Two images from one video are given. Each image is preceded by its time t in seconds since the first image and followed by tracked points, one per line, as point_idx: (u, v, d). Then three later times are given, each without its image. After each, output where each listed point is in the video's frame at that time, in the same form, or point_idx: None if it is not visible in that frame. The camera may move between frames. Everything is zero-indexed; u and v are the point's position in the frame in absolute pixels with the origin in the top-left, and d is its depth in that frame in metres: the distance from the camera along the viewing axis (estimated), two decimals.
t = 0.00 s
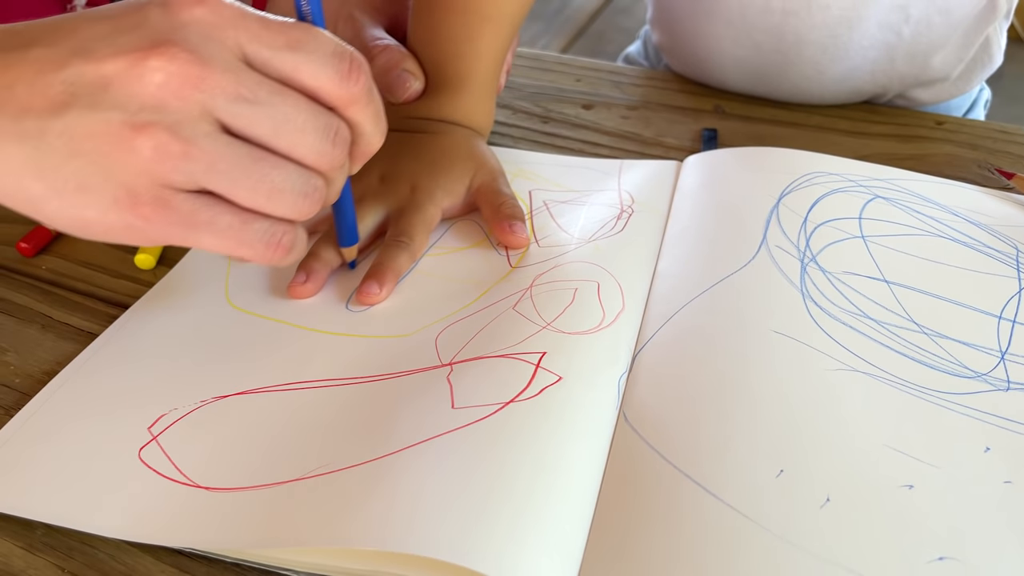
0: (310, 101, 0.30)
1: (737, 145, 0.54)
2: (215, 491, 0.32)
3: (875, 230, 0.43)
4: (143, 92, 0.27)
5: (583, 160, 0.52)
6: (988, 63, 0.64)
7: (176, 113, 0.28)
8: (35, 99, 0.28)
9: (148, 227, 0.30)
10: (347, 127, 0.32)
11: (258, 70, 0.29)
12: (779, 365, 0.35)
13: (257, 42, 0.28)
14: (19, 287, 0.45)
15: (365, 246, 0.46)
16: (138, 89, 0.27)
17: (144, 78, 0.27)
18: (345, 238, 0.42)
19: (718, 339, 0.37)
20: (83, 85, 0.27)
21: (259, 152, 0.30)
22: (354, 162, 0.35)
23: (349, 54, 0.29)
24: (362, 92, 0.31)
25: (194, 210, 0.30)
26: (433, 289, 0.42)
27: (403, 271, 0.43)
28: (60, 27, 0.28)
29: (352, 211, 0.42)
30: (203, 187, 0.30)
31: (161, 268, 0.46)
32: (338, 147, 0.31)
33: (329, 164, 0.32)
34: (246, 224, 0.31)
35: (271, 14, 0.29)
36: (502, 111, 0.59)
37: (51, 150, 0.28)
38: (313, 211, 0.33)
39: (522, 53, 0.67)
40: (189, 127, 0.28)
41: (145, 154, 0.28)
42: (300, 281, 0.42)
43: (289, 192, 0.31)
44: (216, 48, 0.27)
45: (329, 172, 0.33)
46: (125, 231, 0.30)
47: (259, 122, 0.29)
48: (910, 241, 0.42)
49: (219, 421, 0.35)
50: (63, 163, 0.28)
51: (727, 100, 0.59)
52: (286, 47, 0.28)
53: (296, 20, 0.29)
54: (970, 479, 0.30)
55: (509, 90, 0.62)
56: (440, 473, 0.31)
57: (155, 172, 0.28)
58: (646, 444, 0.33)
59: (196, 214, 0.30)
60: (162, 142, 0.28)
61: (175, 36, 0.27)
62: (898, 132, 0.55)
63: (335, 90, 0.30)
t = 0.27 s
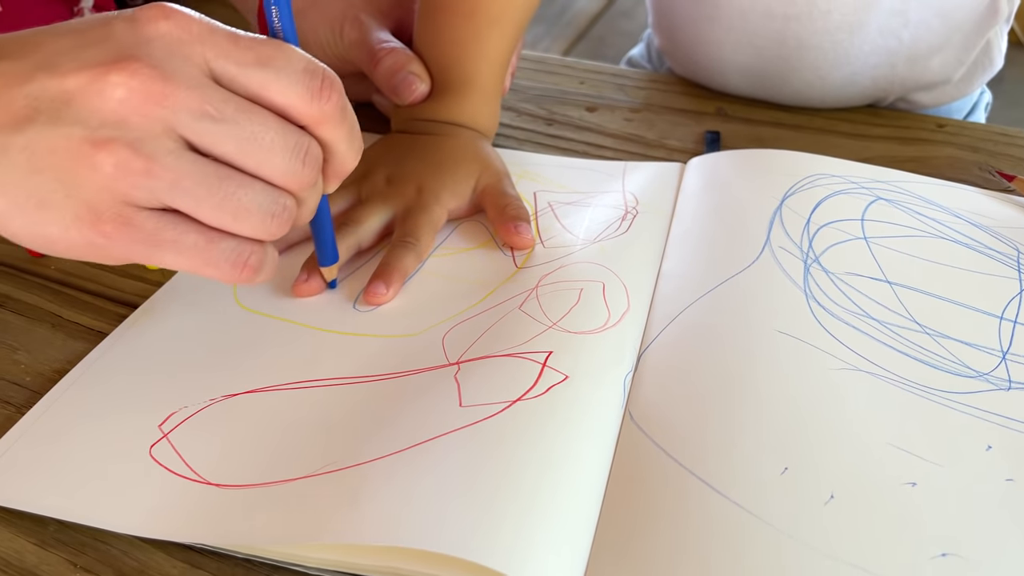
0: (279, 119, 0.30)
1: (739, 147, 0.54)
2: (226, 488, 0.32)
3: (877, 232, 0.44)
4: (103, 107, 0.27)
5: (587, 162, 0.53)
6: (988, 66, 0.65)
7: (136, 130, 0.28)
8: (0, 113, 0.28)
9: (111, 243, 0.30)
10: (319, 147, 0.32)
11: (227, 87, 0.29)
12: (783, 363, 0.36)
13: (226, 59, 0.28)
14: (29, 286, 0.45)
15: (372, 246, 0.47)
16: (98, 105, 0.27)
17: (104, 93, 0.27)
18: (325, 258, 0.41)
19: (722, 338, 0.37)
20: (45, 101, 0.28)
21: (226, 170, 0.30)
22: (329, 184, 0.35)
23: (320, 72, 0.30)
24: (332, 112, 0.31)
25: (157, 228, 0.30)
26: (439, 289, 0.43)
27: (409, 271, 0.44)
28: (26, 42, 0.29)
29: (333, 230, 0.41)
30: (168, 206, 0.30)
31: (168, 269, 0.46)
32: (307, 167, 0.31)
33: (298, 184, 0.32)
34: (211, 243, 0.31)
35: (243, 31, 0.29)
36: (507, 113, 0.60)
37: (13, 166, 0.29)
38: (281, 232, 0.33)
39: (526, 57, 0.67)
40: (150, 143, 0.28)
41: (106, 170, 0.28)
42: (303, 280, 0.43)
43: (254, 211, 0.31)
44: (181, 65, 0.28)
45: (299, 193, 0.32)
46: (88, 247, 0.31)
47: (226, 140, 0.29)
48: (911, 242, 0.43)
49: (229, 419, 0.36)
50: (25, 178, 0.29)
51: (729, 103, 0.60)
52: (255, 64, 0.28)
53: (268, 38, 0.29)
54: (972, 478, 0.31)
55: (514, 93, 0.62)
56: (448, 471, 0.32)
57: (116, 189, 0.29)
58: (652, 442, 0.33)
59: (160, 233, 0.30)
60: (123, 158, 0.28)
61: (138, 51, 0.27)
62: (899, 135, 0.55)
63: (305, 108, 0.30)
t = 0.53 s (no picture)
0: (258, 130, 0.30)
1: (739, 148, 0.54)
2: (227, 485, 0.33)
3: (875, 232, 0.44)
4: (74, 116, 0.27)
5: (587, 162, 0.53)
6: (986, 66, 0.66)
7: (108, 140, 0.28)
8: None
9: (83, 253, 0.31)
10: (298, 158, 0.32)
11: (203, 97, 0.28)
12: (781, 362, 0.36)
13: (202, 69, 0.28)
14: (32, 286, 0.45)
15: (373, 246, 0.47)
16: (70, 113, 0.27)
17: (76, 102, 0.27)
18: (308, 270, 0.41)
19: (721, 337, 0.37)
20: (19, 110, 0.28)
21: (201, 182, 0.30)
22: (308, 195, 0.35)
23: (300, 83, 0.29)
24: (312, 123, 0.30)
25: (129, 240, 0.30)
26: (439, 288, 0.43)
27: (410, 271, 0.44)
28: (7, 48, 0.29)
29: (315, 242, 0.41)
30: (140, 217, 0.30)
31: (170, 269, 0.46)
32: (285, 179, 0.31)
33: (276, 196, 0.31)
34: (186, 255, 0.31)
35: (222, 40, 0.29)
36: (507, 114, 0.60)
37: None
38: (257, 245, 0.32)
39: (525, 58, 0.67)
40: (122, 154, 0.28)
41: (77, 180, 0.28)
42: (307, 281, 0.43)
43: (230, 224, 0.31)
44: (156, 74, 0.27)
45: (277, 205, 0.32)
46: (60, 256, 0.31)
47: (202, 151, 0.29)
48: (910, 242, 0.43)
49: (230, 417, 0.36)
50: None
51: (728, 105, 0.60)
52: (233, 74, 0.28)
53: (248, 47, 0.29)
54: (970, 476, 0.31)
55: (513, 94, 0.63)
56: (448, 468, 0.32)
57: (86, 199, 0.29)
58: (651, 441, 0.33)
59: (132, 244, 0.30)
60: (93, 169, 0.28)
61: (112, 60, 0.27)
62: (897, 137, 0.55)
63: (283, 119, 0.30)
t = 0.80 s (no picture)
0: (241, 130, 0.30)
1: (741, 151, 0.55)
2: (232, 487, 0.33)
3: (878, 234, 0.44)
4: (56, 115, 0.28)
5: (591, 165, 0.53)
6: (988, 68, 0.66)
7: (90, 138, 0.28)
8: None
9: (64, 252, 0.31)
10: (281, 158, 0.32)
11: (187, 97, 0.29)
12: (784, 364, 0.36)
13: (186, 69, 0.28)
14: (35, 287, 0.45)
15: (378, 249, 0.47)
16: (51, 112, 0.28)
17: (57, 101, 0.28)
18: (291, 274, 0.41)
19: (725, 339, 0.38)
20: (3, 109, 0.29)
21: (183, 180, 0.30)
22: (293, 197, 0.35)
23: (283, 84, 0.30)
24: (295, 123, 0.31)
25: (111, 238, 0.30)
26: (444, 290, 0.43)
27: (414, 273, 0.44)
28: None
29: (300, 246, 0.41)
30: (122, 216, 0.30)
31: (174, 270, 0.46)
32: (268, 179, 0.31)
33: (259, 196, 0.31)
34: (169, 253, 0.31)
35: (206, 42, 0.29)
36: (509, 117, 0.60)
37: None
38: (240, 245, 0.32)
39: (527, 61, 0.67)
40: (104, 152, 0.28)
41: (58, 178, 0.29)
42: (313, 284, 0.43)
43: (213, 223, 0.31)
44: (138, 74, 0.28)
45: (260, 205, 0.32)
46: (43, 257, 0.31)
47: (184, 150, 0.29)
48: (912, 245, 0.43)
49: (235, 418, 0.36)
50: None
51: (731, 108, 0.60)
52: (216, 74, 0.29)
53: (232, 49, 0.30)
54: (973, 479, 0.31)
55: (517, 97, 0.63)
56: (451, 469, 0.32)
57: (67, 197, 0.29)
58: (655, 442, 0.33)
59: (114, 243, 0.30)
60: (75, 166, 0.28)
61: (94, 58, 0.28)
62: (898, 140, 0.55)
63: (266, 119, 0.30)
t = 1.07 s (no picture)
0: (256, 120, 0.30)
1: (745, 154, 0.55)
2: (240, 488, 0.33)
3: (882, 238, 0.44)
4: (79, 104, 0.28)
5: (595, 168, 0.53)
6: (990, 73, 0.67)
7: (112, 126, 0.28)
8: None
9: (87, 240, 0.31)
10: (293, 148, 0.32)
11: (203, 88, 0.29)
12: (790, 366, 0.36)
13: (203, 60, 0.29)
14: (41, 289, 0.45)
15: (385, 252, 0.47)
16: (75, 101, 0.28)
17: (80, 91, 0.27)
18: (298, 265, 0.42)
19: (730, 341, 0.38)
20: (23, 101, 0.28)
21: (201, 169, 0.30)
22: (304, 187, 0.35)
23: (296, 75, 0.30)
24: (309, 113, 0.31)
25: (133, 226, 0.30)
26: (450, 293, 0.43)
27: (421, 276, 0.44)
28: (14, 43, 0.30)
29: (307, 238, 0.42)
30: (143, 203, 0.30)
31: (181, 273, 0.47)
32: (282, 167, 0.31)
33: (274, 184, 0.32)
34: (188, 240, 0.31)
35: (222, 36, 0.30)
36: (514, 120, 0.60)
37: None
38: (255, 232, 0.32)
39: (532, 65, 0.68)
40: (125, 141, 0.28)
41: (81, 166, 0.28)
42: (322, 286, 0.43)
43: (229, 211, 0.31)
44: (157, 65, 0.28)
45: (274, 193, 0.33)
46: (66, 245, 0.31)
47: (203, 139, 0.29)
48: (916, 248, 0.43)
49: (243, 420, 0.36)
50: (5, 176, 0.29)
51: (734, 111, 0.60)
52: (233, 66, 0.29)
53: (246, 42, 0.30)
54: (979, 481, 0.31)
55: (521, 101, 0.63)
56: (460, 471, 0.32)
57: (90, 185, 0.29)
58: (662, 444, 0.34)
59: (135, 230, 0.30)
60: (98, 154, 0.28)
61: (116, 49, 0.28)
62: (902, 144, 0.56)
63: (281, 109, 0.30)
